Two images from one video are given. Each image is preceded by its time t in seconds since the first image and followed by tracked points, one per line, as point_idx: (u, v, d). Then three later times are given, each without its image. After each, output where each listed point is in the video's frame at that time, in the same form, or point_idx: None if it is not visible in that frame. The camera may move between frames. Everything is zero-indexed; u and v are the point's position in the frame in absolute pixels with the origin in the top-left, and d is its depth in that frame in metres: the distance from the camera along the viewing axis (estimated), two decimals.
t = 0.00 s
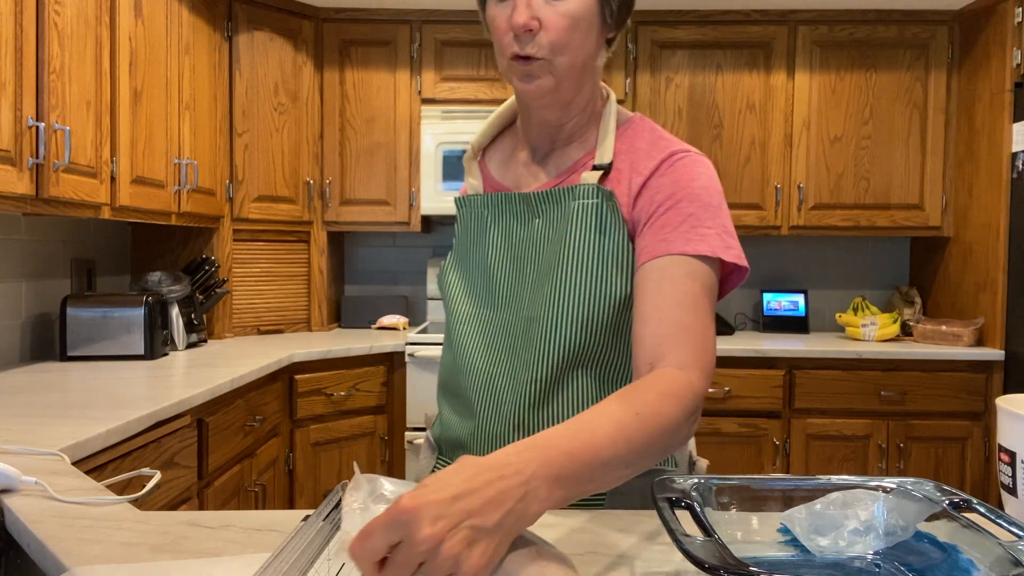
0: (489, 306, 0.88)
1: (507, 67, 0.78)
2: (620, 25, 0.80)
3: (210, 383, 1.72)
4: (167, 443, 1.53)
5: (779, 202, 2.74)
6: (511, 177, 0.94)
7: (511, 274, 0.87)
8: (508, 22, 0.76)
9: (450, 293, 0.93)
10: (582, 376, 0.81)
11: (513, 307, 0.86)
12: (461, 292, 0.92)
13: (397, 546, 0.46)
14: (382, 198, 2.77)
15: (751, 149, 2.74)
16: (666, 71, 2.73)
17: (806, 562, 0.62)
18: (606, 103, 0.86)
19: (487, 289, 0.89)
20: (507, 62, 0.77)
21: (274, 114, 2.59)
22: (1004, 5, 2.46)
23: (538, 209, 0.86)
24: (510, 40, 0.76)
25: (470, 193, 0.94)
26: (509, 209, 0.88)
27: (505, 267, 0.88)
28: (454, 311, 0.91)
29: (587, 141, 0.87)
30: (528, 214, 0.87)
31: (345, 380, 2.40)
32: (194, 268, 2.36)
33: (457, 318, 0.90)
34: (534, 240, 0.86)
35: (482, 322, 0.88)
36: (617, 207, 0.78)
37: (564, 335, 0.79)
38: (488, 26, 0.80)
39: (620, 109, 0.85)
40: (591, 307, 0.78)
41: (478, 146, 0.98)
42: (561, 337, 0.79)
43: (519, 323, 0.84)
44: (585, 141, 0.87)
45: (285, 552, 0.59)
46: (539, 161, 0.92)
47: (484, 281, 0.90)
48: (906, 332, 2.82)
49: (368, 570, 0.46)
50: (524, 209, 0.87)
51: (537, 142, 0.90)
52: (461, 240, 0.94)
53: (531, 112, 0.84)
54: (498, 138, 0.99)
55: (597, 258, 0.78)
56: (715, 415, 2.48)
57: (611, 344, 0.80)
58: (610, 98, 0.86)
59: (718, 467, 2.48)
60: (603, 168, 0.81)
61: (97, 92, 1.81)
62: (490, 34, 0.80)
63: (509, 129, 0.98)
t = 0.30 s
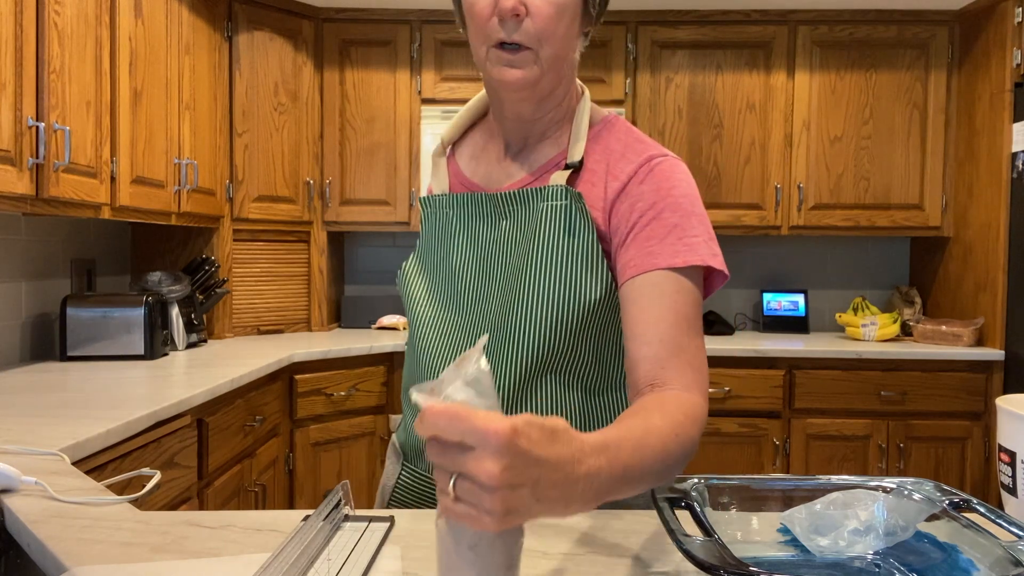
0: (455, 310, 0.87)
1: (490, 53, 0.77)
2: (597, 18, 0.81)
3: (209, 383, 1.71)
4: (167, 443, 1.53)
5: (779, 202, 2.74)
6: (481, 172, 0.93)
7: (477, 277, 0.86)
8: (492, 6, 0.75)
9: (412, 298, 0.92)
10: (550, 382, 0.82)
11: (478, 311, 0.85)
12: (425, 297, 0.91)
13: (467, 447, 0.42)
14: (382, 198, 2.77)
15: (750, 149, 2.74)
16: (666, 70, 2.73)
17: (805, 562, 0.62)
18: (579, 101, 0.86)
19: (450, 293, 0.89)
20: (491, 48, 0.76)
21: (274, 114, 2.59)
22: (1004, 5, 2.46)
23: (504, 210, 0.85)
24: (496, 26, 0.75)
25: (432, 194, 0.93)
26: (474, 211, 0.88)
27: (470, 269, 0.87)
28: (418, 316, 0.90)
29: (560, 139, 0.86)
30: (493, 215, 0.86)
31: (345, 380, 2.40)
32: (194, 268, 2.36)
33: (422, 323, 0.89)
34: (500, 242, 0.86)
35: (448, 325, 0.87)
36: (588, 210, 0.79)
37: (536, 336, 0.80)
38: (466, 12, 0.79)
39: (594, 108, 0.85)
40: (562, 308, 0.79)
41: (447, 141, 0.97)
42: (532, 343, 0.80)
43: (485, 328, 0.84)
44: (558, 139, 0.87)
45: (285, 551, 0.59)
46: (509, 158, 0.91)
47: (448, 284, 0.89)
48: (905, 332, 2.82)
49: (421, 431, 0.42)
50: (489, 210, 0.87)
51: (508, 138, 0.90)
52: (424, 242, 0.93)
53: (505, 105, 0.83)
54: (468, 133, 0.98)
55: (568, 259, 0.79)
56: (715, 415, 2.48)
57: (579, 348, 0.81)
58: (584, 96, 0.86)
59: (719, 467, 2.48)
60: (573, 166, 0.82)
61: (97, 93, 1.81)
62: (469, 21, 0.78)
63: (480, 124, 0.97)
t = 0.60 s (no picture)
0: (457, 312, 0.86)
1: (496, 54, 0.76)
2: (602, 20, 0.81)
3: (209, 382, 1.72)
4: (167, 443, 1.53)
5: (779, 202, 2.74)
6: (480, 171, 0.92)
7: (478, 278, 0.86)
8: (500, 7, 0.75)
9: (410, 301, 0.90)
10: (554, 384, 0.82)
11: (480, 312, 0.84)
12: (424, 300, 0.89)
13: (447, 476, 0.45)
14: (382, 198, 2.77)
15: (750, 149, 2.74)
16: (666, 71, 2.73)
17: (805, 562, 0.62)
18: (582, 101, 0.86)
19: (450, 294, 0.88)
20: (496, 49, 0.76)
21: (274, 114, 2.59)
22: (1004, 5, 2.46)
23: (507, 210, 0.85)
24: (503, 26, 0.75)
25: (426, 193, 0.92)
26: (474, 211, 0.87)
27: (471, 270, 0.86)
28: (417, 320, 0.88)
29: (563, 140, 0.87)
30: (495, 215, 0.86)
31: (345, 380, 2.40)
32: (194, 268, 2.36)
33: (421, 326, 0.88)
34: (502, 242, 0.85)
35: (450, 328, 0.86)
36: (595, 210, 0.79)
37: (543, 338, 0.79)
38: (471, 13, 0.79)
39: (597, 109, 0.86)
40: (569, 309, 0.79)
41: (441, 140, 0.96)
42: (538, 345, 0.80)
43: (488, 330, 0.83)
44: (560, 140, 0.87)
45: (285, 551, 0.59)
46: (509, 159, 0.90)
47: (446, 285, 0.88)
48: (906, 332, 2.82)
49: (413, 497, 0.46)
50: (491, 210, 0.86)
51: (508, 139, 0.89)
52: (419, 241, 0.92)
53: (509, 106, 0.83)
54: (464, 130, 0.97)
55: (574, 259, 0.79)
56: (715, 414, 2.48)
57: (583, 350, 0.81)
58: (586, 96, 0.87)
59: (718, 467, 2.48)
60: (579, 165, 0.83)
61: (97, 93, 1.81)
62: (474, 21, 0.78)
63: (476, 122, 0.96)
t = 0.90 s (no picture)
0: (458, 312, 0.86)
1: (490, 60, 0.76)
2: (602, 17, 0.80)
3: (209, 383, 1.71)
4: (167, 443, 1.53)
5: (779, 202, 2.74)
6: (480, 171, 0.92)
7: (479, 278, 0.86)
8: (494, 13, 0.75)
9: (410, 301, 0.90)
10: (555, 384, 0.82)
11: (481, 312, 0.84)
12: (425, 300, 0.89)
13: None
14: (382, 198, 2.77)
15: (750, 149, 2.74)
16: (666, 71, 2.72)
17: (805, 562, 0.62)
18: (582, 100, 0.86)
19: (451, 293, 0.88)
20: (491, 55, 0.76)
21: (274, 114, 2.59)
22: (1004, 5, 2.46)
23: (508, 209, 0.85)
24: (497, 34, 0.75)
25: (426, 192, 0.92)
26: (476, 210, 0.87)
27: (472, 270, 0.86)
28: (417, 319, 0.88)
29: (562, 140, 0.87)
30: (496, 215, 0.86)
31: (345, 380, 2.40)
32: (194, 268, 2.36)
33: (422, 325, 0.88)
34: (503, 242, 0.85)
35: (451, 327, 0.86)
36: (596, 210, 0.79)
37: (544, 337, 0.79)
38: (467, 16, 0.79)
39: (598, 108, 0.86)
40: (570, 309, 0.79)
41: (441, 139, 0.96)
42: (538, 344, 0.80)
43: (489, 329, 0.83)
44: (561, 139, 0.87)
45: (286, 551, 0.58)
46: (509, 158, 0.90)
47: (448, 284, 0.88)
48: (906, 332, 2.82)
49: None
50: (492, 209, 0.86)
51: (508, 140, 0.89)
52: (420, 241, 0.92)
53: (508, 108, 0.83)
54: (464, 129, 0.97)
55: (576, 259, 0.79)
56: (715, 414, 2.48)
57: (583, 350, 0.81)
58: (586, 95, 0.86)
59: (718, 467, 2.48)
60: (579, 165, 0.82)
61: (97, 93, 1.81)
62: (469, 25, 0.78)
63: (477, 120, 0.96)
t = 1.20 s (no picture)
0: (451, 312, 0.86)
1: (471, 67, 0.77)
2: (585, 18, 0.80)
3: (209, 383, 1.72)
4: (167, 443, 1.53)
5: (779, 202, 2.74)
6: (471, 172, 0.92)
7: (471, 278, 0.86)
8: (470, 22, 0.75)
9: (404, 302, 0.91)
10: (548, 384, 0.82)
11: (474, 312, 0.84)
12: (419, 301, 0.89)
13: None
14: (382, 198, 2.77)
15: (750, 149, 2.74)
16: (666, 71, 2.72)
17: (805, 562, 0.62)
18: (572, 100, 0.86)
19: (444, 294, 0.88)
20: (470, 62, 0.77)
21: (274, 114, 2.59)
22: (1004, 5, 2.46)
23: (499, 209, 0.85)
24: (473, 42, 0.75)
25: (420, 194, 0.92)
26: (468, 210, 0.87)
27: (465, 270, 0.86)
28: (411, 320, 0.89)
29: (552, 139, 0.86)
30: (488, 215, 0.86)
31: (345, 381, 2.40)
32: (194, 268, 2.36)
33: (416, 326, 0.88)
34: (495, 242, 0.85)
35: (444, 328, 0.86)
36: (587, 209, 0.79)
37: (537, 337, 0.80)
38: (447, 24, 0.79)
39: (588, 108, 0.86)
40: (563, 308, 0.79)
41: (433, 140, 0.96)
42: (531, 344, 0.80)
43: (482, 329, 0.83)
44: (551, 138, 0.87)
45: (285, 551, 0.59)
46: (500, 160, 0.90)
47: (441, 284, 0.88)
48: (905, 332, 2.82)
49: None
50: (484, 210, 0.86)
51: (498, 141, 0.89)
52: (414, 242, 0.92)
53: (494, 110, 0.83)
54: (456, 130, 0.97)
55: (568, 258, 0.79)
56: (715, 414, 2.48)
57: (576, 350, 0.81)
58: (576, 95, 0.86)
59: (719, 467, 2.48)
60: (569, 165, 0.82)
61: (97, 93, 1.81)
62: (450, 33, 0.79)
63: (469, 122, 0.97)
